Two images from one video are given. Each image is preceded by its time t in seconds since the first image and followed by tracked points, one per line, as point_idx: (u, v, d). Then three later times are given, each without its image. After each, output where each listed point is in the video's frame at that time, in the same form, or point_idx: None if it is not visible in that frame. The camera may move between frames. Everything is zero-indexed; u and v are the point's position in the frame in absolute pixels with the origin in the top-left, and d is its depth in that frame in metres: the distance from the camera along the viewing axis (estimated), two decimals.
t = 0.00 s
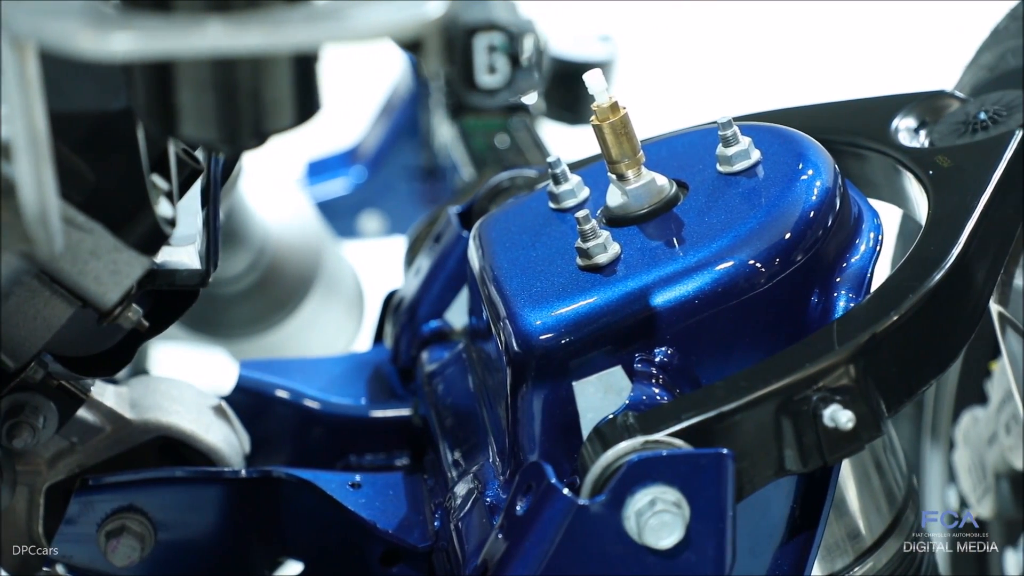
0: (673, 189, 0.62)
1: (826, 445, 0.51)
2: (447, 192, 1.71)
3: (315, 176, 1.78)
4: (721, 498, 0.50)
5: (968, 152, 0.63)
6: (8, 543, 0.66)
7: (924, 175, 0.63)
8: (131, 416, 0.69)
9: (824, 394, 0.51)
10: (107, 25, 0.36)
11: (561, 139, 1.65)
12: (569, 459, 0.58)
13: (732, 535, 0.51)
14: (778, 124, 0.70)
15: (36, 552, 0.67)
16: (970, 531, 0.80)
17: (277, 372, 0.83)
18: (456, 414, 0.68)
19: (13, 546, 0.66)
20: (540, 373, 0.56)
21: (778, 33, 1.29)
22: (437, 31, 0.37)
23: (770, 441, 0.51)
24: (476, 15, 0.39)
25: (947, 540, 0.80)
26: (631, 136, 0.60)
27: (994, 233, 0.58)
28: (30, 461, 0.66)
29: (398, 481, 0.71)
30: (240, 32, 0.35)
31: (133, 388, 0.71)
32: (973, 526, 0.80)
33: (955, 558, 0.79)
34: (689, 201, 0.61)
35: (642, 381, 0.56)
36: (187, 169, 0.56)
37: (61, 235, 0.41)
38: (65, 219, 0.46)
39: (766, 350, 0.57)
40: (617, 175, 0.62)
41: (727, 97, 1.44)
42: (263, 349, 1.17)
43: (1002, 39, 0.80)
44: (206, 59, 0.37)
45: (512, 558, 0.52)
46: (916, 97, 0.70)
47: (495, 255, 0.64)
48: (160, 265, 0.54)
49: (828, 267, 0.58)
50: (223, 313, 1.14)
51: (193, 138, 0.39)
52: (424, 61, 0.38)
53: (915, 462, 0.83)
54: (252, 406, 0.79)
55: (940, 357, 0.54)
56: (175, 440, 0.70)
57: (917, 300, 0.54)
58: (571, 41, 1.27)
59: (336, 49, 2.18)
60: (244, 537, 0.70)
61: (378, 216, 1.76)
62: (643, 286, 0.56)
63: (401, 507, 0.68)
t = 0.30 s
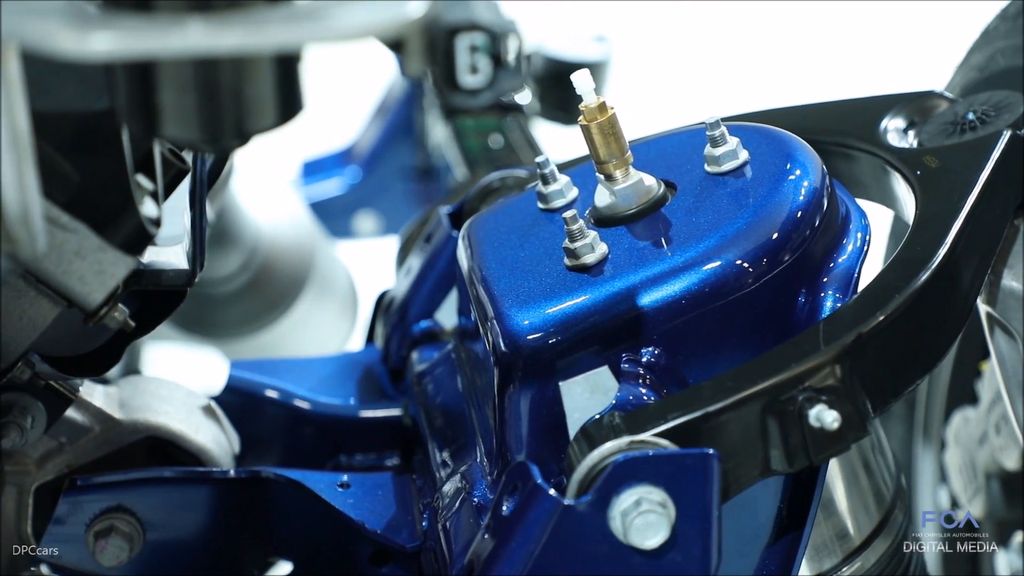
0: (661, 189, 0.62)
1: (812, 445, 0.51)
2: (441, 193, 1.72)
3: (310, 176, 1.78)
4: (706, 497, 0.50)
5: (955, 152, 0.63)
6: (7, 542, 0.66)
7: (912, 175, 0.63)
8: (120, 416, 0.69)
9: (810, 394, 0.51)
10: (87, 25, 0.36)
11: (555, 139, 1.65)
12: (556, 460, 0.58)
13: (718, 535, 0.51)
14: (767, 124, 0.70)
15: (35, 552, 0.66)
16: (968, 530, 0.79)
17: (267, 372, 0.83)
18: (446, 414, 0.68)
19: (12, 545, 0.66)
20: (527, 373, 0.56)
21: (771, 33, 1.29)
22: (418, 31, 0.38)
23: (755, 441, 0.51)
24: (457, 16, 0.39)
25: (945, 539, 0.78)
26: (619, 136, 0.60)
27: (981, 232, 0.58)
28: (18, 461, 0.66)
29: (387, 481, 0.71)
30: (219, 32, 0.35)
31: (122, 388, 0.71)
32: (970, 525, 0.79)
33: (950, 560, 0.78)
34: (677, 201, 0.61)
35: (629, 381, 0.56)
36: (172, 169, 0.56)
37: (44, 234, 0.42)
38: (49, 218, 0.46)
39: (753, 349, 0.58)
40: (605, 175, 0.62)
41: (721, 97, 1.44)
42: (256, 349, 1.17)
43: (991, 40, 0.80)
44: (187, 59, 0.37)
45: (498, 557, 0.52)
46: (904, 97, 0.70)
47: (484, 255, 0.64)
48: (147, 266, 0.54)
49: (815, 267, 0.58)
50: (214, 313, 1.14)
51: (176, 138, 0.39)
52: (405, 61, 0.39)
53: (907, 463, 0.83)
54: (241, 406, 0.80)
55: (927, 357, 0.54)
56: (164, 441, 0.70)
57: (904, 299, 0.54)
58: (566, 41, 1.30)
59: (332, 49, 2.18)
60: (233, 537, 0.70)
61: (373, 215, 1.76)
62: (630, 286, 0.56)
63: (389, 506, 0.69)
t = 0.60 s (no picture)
0: (655, 189, 0.62)
1: (805, 446, 0.51)
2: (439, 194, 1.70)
3: (307, 177, 1.78)
4: (699, 498, 0.50)
5: (949, 153, 0.63)
6: (7, 542, 0.67)
7: (905, 176, 0.63)
8: (115, 417, 0.69)
9: (803, 395, 0.51)
10: (78, 26, 0.36)
11: (552, 140, 1.65)
12: (550, 461, 0.58)
13: (711, 535, 0.51)
14: (761, 125, 0.70)
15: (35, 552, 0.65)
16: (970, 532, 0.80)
17: (262, 372, 0.83)
18: (441, 415, 0.68)
19: (14, 545, 0.67)
20: (521, 374, 0.56)
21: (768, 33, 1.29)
22: (409, 32, 0.38)
23: (748, 442, 0.51)
24: (448, 16, 0.40)
25: (944, 541, 0.80)
26: (613, 137, 0.60)
27: (975, 233, 0.58)
28: (13, 463, 0.65)
29: (382, 482, 0.71)
30: (210, 33, 0.35)
31: (117, 389, 0.71)
32: (971, 526, 0.80)
33: (944, 559, 0.80)
34: (671, 202, 0.61)
35: (623, 382, 0.56)
36: (166, 170, 0.55)
37: (36, 235, 0.42)
38: (41, 219, 0.46)
39: (747, 350, 0.57)
40: (599, 176, 0.62)
41: (718, 97, 1.44)
42: (253, 350, 1.17)
43: (986, 41, 0.80)
44: (178, 60, 0.37)
45: (491, 558, 0.51)
46: (898, 98, 0.70)
47: (478, 255, 0.64)
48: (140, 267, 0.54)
49: (808, 268, 0.58)
50: (211, 313, 1.14)
51: (167, 139, 0.39)
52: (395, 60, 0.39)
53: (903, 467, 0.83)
54: (237, 408, 0.80)
55: (920, 358, 0.54)
56: (158, 441, 0.70)
57: (897, 300, 0.54)
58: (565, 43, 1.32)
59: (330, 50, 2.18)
60: (228, 538, 0.70)
61: (371, 216, 1.76)
62: (623, 287, 0.56)
63: (383, 507, 0.68)
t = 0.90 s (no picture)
0: (643, 189, 0.62)
1: (791, 446, 0.51)
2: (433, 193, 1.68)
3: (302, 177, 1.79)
4: (684, 498, 0.50)
5: (937, 153, 0.63)
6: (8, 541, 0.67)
7: (894, 176, 0.63)
8: (103, 416, 0.69)
9: (789, 395, 0.51)
10: (59, 26, 0.36)
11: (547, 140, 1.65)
12: (538, 461, 0.58)
13: (697, 535, 0.51)
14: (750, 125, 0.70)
15: (36, 551, 0.66)
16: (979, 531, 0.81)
17: (253, 372, 0.83)
18: (430, 414, 0.68)
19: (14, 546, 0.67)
20: (508, 374, 0.56)
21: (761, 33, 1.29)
22: (391, 31, 0.38)
23: (734, 442, 0.51)
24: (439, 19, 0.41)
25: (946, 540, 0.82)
26: (601, 137, 0.60)
27: (962, 233, 0.58)
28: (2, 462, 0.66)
29: (370, 481, 0.71)
30: (191, 33, 0.35)
31: (106, 389, 0.71)
32: (975, 527, 0.81)
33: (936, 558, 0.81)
34: (659, 202, 0.61)
35: (610, 382, 0.56)
36: (154, 169, 0.56)
37: (19, 235, 0.42)
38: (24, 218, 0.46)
39: (734, 350, 0.57)
40: (587, 176, 0.62)
41: (712, 97, 1.44)
42: (246, 350, 1.17)
43: (977, 41, 0.80)
44: (160, 60, 0.37)
45: (477, 557, 0.52)
46: (888, 98, 0.70)
47: (467, 255, 0.64)
48: (126, 266, 0.54)
49: (796, 268, 0.58)
50: (203, 313, 1.14)
51: (150, 140, 0.39)
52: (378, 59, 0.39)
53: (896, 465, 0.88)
54: (225, 407, 0.80)
55: (906, 358, 0.54)
56: (148, 441, 0.70)
57: (884, 300, 0.54)
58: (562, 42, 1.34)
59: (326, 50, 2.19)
60: (217, 538, 0.70)
61: (366, 216, 1.76)
62: (611, 287, 0.56)
63: (371, 508, 0.68)
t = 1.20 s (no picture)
0: (630, 191, 0.62)
1: (775, 446, 0.51)
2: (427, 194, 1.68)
3: (296, 177, 1.79)
4: (668, 499, 0.50)
5: (924, 155, 0.63)
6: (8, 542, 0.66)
7: (880, 177, 0.63)
8: (91, 418, 0.68)
9: (773, 396, 0.51)
10: (37, 28, 0.36)
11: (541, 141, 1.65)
12: (524, 462, 0.58)
13: (682, 536, 0.51)
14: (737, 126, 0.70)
15: (36, 551, 0.66)
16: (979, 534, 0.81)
17: (243, 373, 0.83)
18: (418, 416, 0.68)
19: (14, 545, 0.66)
20: (494, 375, 0.56)
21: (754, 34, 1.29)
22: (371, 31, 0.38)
23: (718, 442, 0.51)
24: (409, 18, 0.39)
25: (945, 540, 0.81)
26: (588, 138, 0.60)
27: (947, 234, 0.58)
28: None
29: (358, 483, 0.71)
30: (168, 34, 0.35)
31: (94, 391, 0.71)
32: (974, 526, 0.81)
33: (925, 559, 0.82)
34: (646, 203, 0.61)
35: (595, 383, 0.56)
36: (138, 170, 0.56)
37: None
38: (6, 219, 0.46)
39: (720, 351, 0.58)
40: (574, 177, 0.62)
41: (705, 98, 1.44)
42: (238, 350, 1.18)
43: (965, 43, 0.79)
44: (139, 61, 0.37)
45: (462, 558, 0.52)
46: (875, 100, 0.70)
47: (454, 257, 0.64)
48: (112, 268, 0.54)
49: (782, 269, 0.58)
50: (195, 314, 1.14)
51: (129, 140, 0.39)
52: (359, 60, 0.39)
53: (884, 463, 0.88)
54: (216, 409, 0.80)
55: (891, 358, 0.54)
56: (135, 443, 0.70)
57: (869, 300, 0.54)
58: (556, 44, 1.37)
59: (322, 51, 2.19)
60: (205, 540, 0.70)
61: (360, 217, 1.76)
62: (596, 288, 0.56)
63: (358, 510, 0.68)
